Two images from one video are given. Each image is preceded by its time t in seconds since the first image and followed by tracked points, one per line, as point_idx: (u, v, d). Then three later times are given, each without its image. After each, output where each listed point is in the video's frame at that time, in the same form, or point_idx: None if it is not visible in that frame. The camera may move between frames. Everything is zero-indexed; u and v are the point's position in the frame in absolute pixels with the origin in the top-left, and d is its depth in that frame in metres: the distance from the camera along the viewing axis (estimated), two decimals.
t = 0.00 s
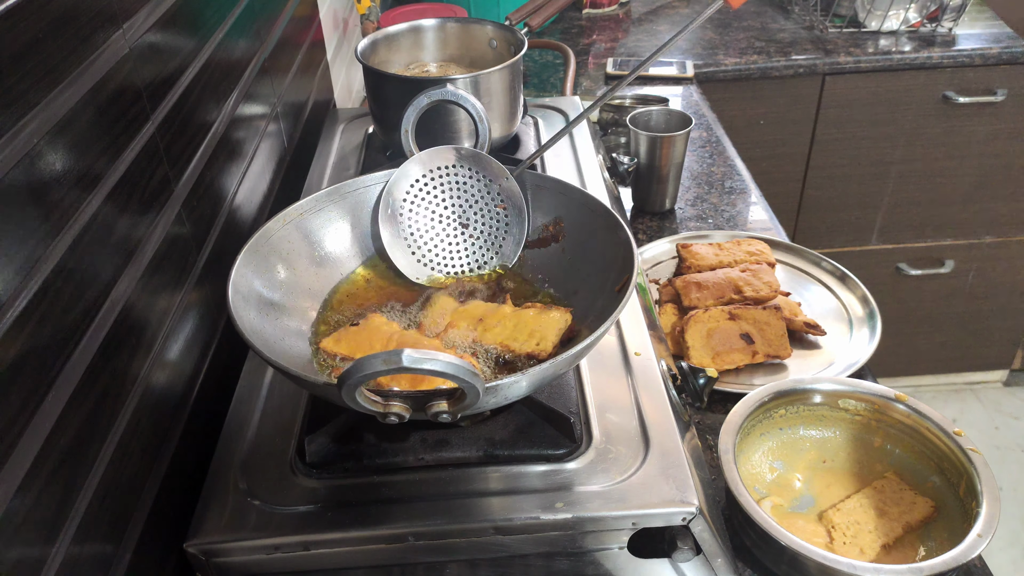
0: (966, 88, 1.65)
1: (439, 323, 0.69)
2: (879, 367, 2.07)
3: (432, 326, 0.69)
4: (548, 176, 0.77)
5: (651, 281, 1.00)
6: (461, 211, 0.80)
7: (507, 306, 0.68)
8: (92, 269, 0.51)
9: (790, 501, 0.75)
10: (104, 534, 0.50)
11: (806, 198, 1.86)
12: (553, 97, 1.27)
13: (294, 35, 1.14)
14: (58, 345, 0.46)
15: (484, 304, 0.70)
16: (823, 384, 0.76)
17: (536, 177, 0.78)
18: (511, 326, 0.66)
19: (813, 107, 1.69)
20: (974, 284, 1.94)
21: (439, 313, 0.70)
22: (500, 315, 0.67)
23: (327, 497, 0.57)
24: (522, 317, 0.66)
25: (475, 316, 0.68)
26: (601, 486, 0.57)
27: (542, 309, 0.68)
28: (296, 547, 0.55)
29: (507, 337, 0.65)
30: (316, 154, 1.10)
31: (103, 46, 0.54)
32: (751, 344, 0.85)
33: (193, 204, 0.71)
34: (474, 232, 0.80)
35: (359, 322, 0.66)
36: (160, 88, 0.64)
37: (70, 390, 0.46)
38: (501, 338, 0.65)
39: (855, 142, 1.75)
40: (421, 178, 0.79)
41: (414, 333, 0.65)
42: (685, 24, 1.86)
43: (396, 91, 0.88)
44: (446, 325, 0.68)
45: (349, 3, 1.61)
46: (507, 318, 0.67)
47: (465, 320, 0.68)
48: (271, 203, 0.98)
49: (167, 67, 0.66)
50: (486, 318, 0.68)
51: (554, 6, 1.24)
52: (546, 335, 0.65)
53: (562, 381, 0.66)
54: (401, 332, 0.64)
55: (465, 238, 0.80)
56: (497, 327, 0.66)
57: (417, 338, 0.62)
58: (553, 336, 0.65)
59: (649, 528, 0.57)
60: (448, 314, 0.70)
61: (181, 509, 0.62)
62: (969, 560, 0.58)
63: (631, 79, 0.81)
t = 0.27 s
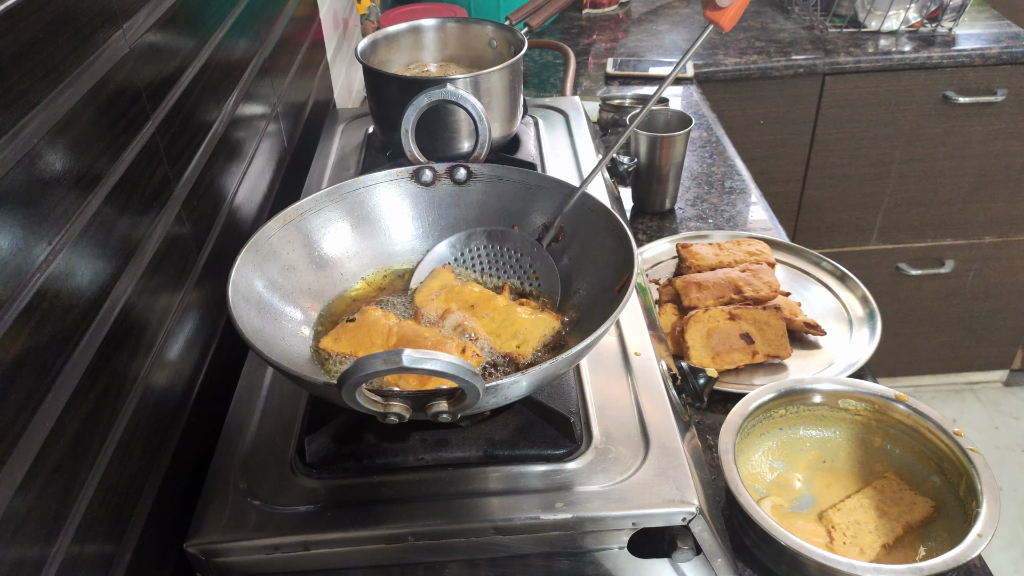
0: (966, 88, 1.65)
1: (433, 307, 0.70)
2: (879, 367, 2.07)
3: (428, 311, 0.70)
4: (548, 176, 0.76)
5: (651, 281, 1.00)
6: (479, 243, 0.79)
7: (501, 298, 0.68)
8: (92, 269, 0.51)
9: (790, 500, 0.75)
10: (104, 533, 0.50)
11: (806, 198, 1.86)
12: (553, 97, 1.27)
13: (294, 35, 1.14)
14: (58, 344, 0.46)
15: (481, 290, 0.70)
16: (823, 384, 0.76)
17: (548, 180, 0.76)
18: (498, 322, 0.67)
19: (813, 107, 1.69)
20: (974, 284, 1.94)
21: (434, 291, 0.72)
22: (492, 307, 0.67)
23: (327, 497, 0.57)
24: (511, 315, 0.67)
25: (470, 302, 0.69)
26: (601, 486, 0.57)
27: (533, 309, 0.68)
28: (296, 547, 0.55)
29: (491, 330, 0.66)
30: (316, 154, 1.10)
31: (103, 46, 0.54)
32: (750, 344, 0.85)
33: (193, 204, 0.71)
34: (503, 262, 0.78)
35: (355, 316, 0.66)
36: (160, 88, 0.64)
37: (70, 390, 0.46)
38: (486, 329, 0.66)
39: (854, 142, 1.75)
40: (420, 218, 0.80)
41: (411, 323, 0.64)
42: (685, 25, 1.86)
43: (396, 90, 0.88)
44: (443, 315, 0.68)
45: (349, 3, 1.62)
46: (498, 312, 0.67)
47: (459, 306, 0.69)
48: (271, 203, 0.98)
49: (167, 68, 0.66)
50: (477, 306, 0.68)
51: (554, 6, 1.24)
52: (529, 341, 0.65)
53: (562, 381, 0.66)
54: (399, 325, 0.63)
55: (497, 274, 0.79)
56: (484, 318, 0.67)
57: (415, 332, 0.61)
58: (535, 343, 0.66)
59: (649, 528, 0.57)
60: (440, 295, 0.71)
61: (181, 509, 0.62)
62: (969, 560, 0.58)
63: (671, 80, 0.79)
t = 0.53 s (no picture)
0: (966, 88, 1.65)
1: (432, 311, 0.70)
2: (879, 367, 2.07)
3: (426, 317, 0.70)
4: (548, 176, 0.76)
5: (651, 281, 1.00)
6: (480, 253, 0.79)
7: (498, 295, 0.67)
8: (92, 268, 0.50)
9: (790, 500, 0.75)
10: (104, 534, 0.50)
11: (806, 198, 1.86)
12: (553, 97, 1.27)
13: (294, 35, 1.14)
14: (58, 345, 0.46)
15: (478, 283, 0.69)
16: (823, 384, 0.76)
17: (547, 180, 0.76)
18: (496, 324, 0.66)
19: (813, 107, 1.69)
20: (974, 284, 1.94)
21: (430, 290, 0.71)
22: (491, 308, 0.67)
23: (327, 497, 0.57)
24: (509, 315, 0.65)
25: (468, 300, 0.68)
26: (601, 486, 0.57)
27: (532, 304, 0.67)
28: (296, 546, 0.55)
29: (490, 335, 0.65)
30: (316, 154, 1.10)
31: (103, 47, 0.54)
32: (750, 344, 0.85)
33: (193, 204, 0.71)
34: (501, 253, 0.79)
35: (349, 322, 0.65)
36: (160, 88, 0.64)
37: (70, 390, 0.46)
38: (482, 334, 0.65)
39: (855, 142, 1.75)
40: (419, 224, 0.80)
41: (408, 328, 0.64)
42: (685, 24, 1.86)
43: (396, 90, 0.88)
44: (439, 319, 0.68)
45: (349, 3, 1.61)
46: (495, 312, 0.66)
47: (457, 307, 0.69)
48: (271, 203, 0.98)
49: (167, 68, 0.66)
50: (475, 306, 0.68)
51: (554, 6, 1.24)
52: (528, 343, 0.64)
53: (562, 381, 0.66)
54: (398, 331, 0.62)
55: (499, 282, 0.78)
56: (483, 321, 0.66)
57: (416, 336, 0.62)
58: (535, 345, 0.64)
59: (649, 528, 0.57)
60: (438, 294, 0.70)
61: (181, 509, 0.62)
62: (969, 560, 0.58)
63: (671, 83, 0.81)
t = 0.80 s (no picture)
0: (966, 88, 1.65)
1: (437, 294, 0.70)
2: (879, 367, 2.07)
3: (429, 300, 0.70)
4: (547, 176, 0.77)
5: (651, 281, 1.00)
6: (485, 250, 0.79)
7: (505, 284, 0.68)
8: (91, 268, 0.50)
9: (790, 500, 0.75)
10: (104, 534, 0.50)
11: (806, 198, 1.86)
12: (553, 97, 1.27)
13: (294, 35, 1.14)
14: (58, 345, 0.46)
15: (484, 271, 0.69)
16: (823, 384, 0.76)
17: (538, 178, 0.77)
18: (503, 315, 0.66)
19: (813, 107, 1.69)
20: (974, 284, 1.94)
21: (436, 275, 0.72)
22: (499, 300, 0.67)
23: (327, 497, 0.57)
24: (517, 310, 0.66)
25: (475, 288, 0.69)
26: (601, 486, 0.57)
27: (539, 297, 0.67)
28: (296, 547, 0.55)
29: (496, 327, 0.66)
30: (316, 154, 1.10)
31: (102, 47, 0.54)
32: (750, 344, 0.85)
33: (193, 204, 0.71)
34: (501, 240, 0.79)
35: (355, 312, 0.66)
36: (160, 88, 0.64)
37: (70, 390, 0.46)
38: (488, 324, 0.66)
39: (855, 142, 1.75)
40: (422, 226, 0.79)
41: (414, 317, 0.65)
42: (685, 24, 1.86)
43: (395, 90, 0.88)
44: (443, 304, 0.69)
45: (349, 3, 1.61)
46: (502, 304, 0.67)
47: (463, 292, 0.69)
48: (271, 203, 0.98)
49: (167, 67, 0.66)
50: (482, 293, 0.68)
51: (554, 6, 1.24)
52: (534, 337, 0.65)
53: (562, 381, 0.66)
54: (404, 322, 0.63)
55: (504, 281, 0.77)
56: (491, 312, 0.67)
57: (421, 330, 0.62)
58: (540, 339, 0.65)
59: (649, 528, 0.57)
60: (444, 279, 0.71)
61: (181, 509, 0.62)
62: (969, 560, 0.58)
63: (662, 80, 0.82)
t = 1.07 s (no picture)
0: (966, 88, 1.65)
1: (440, 287, 0.69)
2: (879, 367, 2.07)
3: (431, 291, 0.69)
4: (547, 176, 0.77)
5: (651, 281, 1.00)
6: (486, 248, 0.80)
7: (507, 282, 0.67)
8: (92, 268, 0.51)
9: (790, 501, 0.75)
10: (104, 533, 0.50)
11: (806, 198, 1.86)
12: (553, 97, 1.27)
13: (294, 35, 1.14)
14: (58, 345, 0.46)
15: (490, 270, 0.68)
16: (823, 384, 0.76)
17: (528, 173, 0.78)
18: (505, 314, 0.65)
19: (813, 107, 1.69)
20: (974, 284, 1.94)
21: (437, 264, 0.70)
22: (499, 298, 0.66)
23: (327, 497, 0.57)
24: (518, 308, 0.65)
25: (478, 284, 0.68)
26: (601, 486, 0.57)
27: (539, 294, 0.66)
28: (296, 547, 0.55)
29: (499, 326, 0.65)
30: (316, 154, 1.10)
31: (102, 47, 0.54)
32: (750, 344, 0.85)
33: (193, 204, 0.71)
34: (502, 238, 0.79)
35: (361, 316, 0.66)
36: (160, 88, 0.64)
37: (70, 390, 0.46)
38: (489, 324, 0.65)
39: (855, 142, 1.75)
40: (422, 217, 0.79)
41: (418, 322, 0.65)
42: (685, 25, 1.86)
43: (396, 90, 0.88)
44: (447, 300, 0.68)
45: (349, 3, 1.62)
46: (503, 301, 0.66)
47: (465, 288, 0.68)
48: (271, 203, 0.98)
49: (167, 68, 0.66)
50: (484, 291, 0.67)
51: (554, 6, 1.24)
52: (536, 337, 0.65)
53: (562, 381, 0.66)
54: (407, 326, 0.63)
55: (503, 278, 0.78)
56: (493, 311, 0.66)
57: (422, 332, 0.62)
58: (542, 338, 0.65)
59: (649, 528, 0.57)
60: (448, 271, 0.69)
61: (180, 509, 0.62)
62: (969, 560, 0.58)
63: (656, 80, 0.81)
